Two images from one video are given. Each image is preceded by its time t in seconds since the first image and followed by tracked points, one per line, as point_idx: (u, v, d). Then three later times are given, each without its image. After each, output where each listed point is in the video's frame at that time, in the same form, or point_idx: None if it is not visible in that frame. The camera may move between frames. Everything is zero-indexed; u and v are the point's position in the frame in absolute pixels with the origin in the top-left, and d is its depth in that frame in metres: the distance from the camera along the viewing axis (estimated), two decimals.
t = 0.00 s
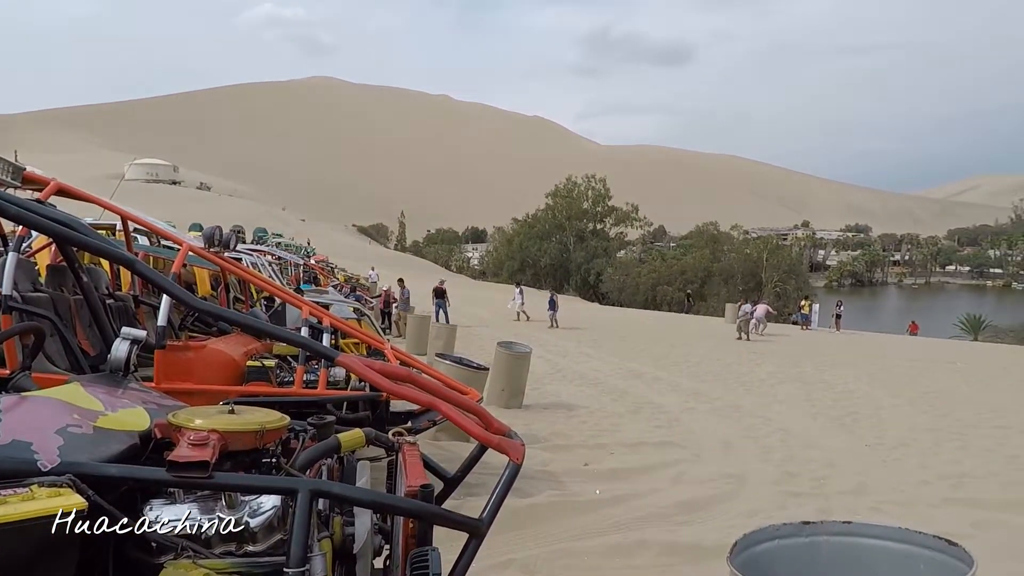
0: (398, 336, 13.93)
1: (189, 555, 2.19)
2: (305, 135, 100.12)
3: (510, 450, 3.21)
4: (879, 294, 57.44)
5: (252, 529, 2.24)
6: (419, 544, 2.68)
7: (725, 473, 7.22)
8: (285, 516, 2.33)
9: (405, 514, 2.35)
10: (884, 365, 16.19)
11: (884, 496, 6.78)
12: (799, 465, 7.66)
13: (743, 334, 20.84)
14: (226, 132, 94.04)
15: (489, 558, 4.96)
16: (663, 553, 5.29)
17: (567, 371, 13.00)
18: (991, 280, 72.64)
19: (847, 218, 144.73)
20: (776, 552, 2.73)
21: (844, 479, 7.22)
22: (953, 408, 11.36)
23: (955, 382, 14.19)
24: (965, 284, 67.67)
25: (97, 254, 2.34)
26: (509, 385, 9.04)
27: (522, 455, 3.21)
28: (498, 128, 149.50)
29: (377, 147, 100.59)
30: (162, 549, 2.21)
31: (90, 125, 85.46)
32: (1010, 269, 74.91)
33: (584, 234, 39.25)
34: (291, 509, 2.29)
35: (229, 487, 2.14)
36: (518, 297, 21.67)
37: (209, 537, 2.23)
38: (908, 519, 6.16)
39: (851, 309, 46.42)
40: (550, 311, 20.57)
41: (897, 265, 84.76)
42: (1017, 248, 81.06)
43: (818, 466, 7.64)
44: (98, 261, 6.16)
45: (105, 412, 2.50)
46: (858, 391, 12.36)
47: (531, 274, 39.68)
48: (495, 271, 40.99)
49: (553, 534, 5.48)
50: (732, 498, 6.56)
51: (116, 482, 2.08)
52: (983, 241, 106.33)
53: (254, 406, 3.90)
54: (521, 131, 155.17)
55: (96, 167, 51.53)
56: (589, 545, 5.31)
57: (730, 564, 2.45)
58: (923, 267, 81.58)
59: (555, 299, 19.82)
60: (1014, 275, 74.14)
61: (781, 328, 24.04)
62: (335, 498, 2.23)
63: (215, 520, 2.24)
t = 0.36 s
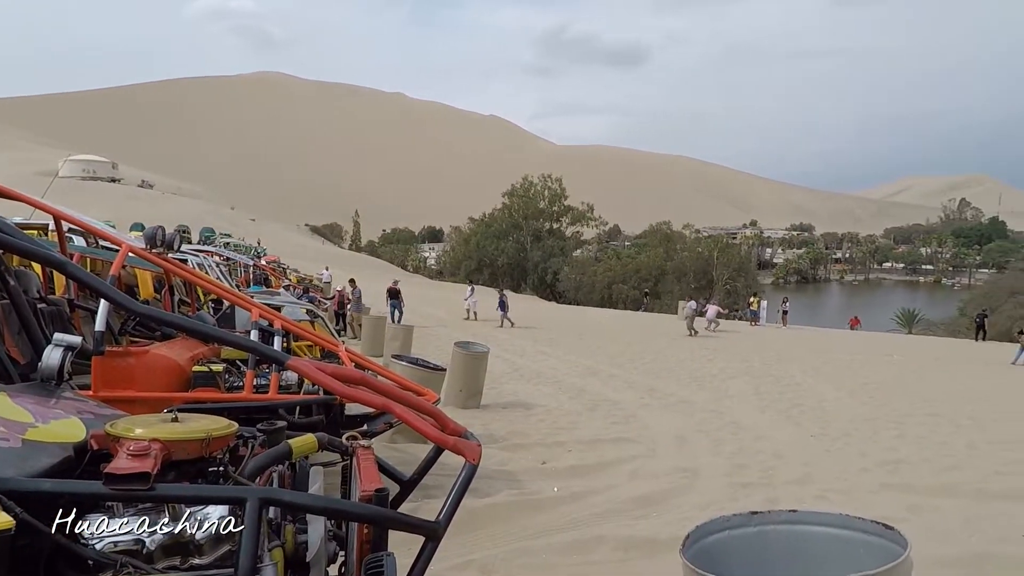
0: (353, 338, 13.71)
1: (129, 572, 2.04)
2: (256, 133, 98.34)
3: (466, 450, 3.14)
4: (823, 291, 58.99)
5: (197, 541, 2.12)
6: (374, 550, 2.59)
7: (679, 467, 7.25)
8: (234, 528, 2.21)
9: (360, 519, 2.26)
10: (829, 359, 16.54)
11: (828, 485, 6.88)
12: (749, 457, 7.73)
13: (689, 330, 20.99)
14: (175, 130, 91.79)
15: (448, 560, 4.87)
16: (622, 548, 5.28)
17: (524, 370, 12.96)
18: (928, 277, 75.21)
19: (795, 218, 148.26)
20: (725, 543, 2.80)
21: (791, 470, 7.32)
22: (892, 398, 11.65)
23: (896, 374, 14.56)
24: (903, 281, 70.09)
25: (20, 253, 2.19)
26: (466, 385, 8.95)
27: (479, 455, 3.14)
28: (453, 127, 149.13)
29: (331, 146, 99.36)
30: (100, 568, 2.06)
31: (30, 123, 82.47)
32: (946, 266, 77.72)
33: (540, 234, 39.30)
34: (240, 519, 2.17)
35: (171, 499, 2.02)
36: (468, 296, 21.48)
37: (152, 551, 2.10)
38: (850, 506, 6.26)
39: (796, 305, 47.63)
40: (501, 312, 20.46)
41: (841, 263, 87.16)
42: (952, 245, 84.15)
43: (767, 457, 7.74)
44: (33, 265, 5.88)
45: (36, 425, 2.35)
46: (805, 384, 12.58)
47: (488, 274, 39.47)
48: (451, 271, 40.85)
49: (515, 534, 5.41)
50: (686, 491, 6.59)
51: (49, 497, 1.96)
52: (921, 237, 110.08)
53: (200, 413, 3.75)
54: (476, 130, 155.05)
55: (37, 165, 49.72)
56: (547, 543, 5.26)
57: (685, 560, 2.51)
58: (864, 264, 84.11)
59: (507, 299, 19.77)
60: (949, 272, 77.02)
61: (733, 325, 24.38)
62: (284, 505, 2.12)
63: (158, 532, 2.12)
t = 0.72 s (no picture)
0: (308, 340, 13.44)
1: None
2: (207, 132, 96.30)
3: (424, 452, 3.07)
4: (772, 288, 60.37)
5: (139, 556, 1.94)
6: (330, 557, 2.48)
7: (635, 462, 7.26)
8: (178, 543, 2.05)
9: (313, 525, 2.18)
10: (778, 354, 16.86)
11: (777, 475, 6.97)
12: (702, 450, 7.79)
13: (638, 329, 21.24)
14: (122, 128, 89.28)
15: (406, 562, 4.78)
16: (580, 544, 5.25)
17: (482, 369, 12.90)
18: (870, 275, 77.49)
19: (746, 218, 151.28)
20: (681, 535, 3.13)
21: (741, 461, 7.38)
22: (836, 390, 11.92)
23: (841, 367, 14.91)
24: (847, 278, 72.13)
25: None
26: (425, 386, 8.83)
27: (436, 456, 3.05)
28: (408, 127, 148.29)
29: (284, 145, 97.82)
30: None
31: None
32: (887, 264, 80.23)
33: (498, 233, 39.17)
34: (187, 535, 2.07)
35: (109, 510, 1.90)
36: (420, 298, 21.13)
37: (90, 568, 1.90)
38: (797, 495, 6.34)
39: (746, 302, 48.61)
40: (453, 310, 20.31)
41: (788, 261, 89.29)
42: (892, 243, 86.86)
43: (718, 450, 7.80)
44: None
45: None
46: (755, 379, 12.78)
47: (446, 274, 38.98)
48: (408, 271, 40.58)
49: (473, 533, 5.34)
50: (641, 486, 6.59)
51: None
52: (863, 235, 113.39)
53: (143, 421, 3.59)
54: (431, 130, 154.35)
55: None
56: (503, 542, 5.20)
57: (639, 550, 2.84)
58: (810, 262, 86.33)
59: (458, 298, 19.63)
60: (889, 270, 79.58)
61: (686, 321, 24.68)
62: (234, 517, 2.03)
63: (95, 547, 1.92)
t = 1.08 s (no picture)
0: (266, 342, 13.20)
1: None
2: (164, 130, 94.31)
3: (386, 454, 3.00)
4: (730, 287, 61.18)
5: (86, 566, 1.93)
6: (289, 565, 2.41)
7: (598, 461, 7.27)
8: (130, 552, 2.10)
9: (270, 531, 2.16)
10: (736, 351, 17.05)
11: (735, 470, 7.03)
12: (663, 447, 7.83)
13: (594, 326, 21.45)
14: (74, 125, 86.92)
15: (367, 566, 4.70)
16: (542, 543, 5.22)
17: (446, 370, 12.82)
18: (823, 275, 79.05)
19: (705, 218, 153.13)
20: (641, 531, 3.12)
21: (701, 457, 7.44)
22: (792, 386, 12.09)
23: (797, 364, 15.15)
24: (802, 278, 73.43)
25: None
26: (387, 387, 8.73)
27: (399, 459, 2.99)
28: (370, 126, 147.05)
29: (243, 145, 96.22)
30: None
31: None
32: (839, 263, 82.03)
33: (461, 233, 38.96)
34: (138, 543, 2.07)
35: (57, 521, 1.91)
36: (376, 298, 20.75)
37: None
38: (754, 489, 6.40)
39: (704, 301, 49.18)
40: (411, 311, 20.10)
41: (745, 260, 90.65)
42: (845, 243, 88.78)
43: (679, 447, 7.85)
44: None
45: None
46: (715, 376, 12.90)
47: (409, 274, 39.05)
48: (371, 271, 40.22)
49: (437, 535, 5.28)
50: (604, 484, 6.60)
51: None
52: (817, 235, 115.80)
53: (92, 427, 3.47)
54: (393, 128, 153.30)
55: None
56: (466, 543, 5.14)
57: (602, 549, 2.81)
58: (766, 261, 87.83)
59: (417, 298, 19.46)
60: (840, 270, 81.45)
61: (647, 320, 24.84)
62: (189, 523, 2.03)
63: (39, 559, 1.89)
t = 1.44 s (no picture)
0: (239, 344, 13.03)
1: None
2: (135, 129, 92.92)
3: (361, 457, 2.94)
4: (704, 286, 61.65)
5: None
6: (262, 570, 2.37)
7: (575, 460, 7.26)
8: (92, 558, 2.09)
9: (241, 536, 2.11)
10: (711, 350, 17.16)
11: (710, 467, 7.04)
12: (640, 446, 7.83)
13: (564, 325, 21.51)
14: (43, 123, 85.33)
15: (343, 568, 4.63)
16: (521, 543, 5.19)
17: (423, 370, 12.76)
18: (795, 274, 80.02)
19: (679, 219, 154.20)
20: (618, 530, 3.09)
21: (677, 456, 7.45)
22: (765, 384, 12.18)
23: (769, 362, 15.27)
24: (775, 279, 74.25)
25: None
26: (364, 389, 8.64)
27: (374, 461, 2.94)
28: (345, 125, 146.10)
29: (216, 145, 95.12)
30: None
31: None
32: (810, 262, 83.04)
33: (439, 233, 38.79)
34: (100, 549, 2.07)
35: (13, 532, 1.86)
36: (347, 298, 20.54)
37: None
38: (729, 487, 6.41)
39: (679, 301, 49.45)
40: (381, 312, 19.91)
41: (719, 259, 91.43)
42: (816, 243, 89.91)
43: (655, 445, 7.86)
44: None
45: None
46: (690, 375, 12.96)
47: (386, 274, 38.90)
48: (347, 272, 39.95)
49: (412, 537, 5.21)
50: (581, 482, 6.59)
51: None
52: (789, 236, 117.17)
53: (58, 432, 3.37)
54: (369, 127, 152.49)
55: None
56: (444, 545, 5.09)
57: (579, 548, 2.78)
58: (740, 261, 88.65)
59: (387, 299, 19.28)
60: (812, 269, 82.54)
61: (621, 319, 24.90)
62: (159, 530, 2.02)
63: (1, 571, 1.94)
